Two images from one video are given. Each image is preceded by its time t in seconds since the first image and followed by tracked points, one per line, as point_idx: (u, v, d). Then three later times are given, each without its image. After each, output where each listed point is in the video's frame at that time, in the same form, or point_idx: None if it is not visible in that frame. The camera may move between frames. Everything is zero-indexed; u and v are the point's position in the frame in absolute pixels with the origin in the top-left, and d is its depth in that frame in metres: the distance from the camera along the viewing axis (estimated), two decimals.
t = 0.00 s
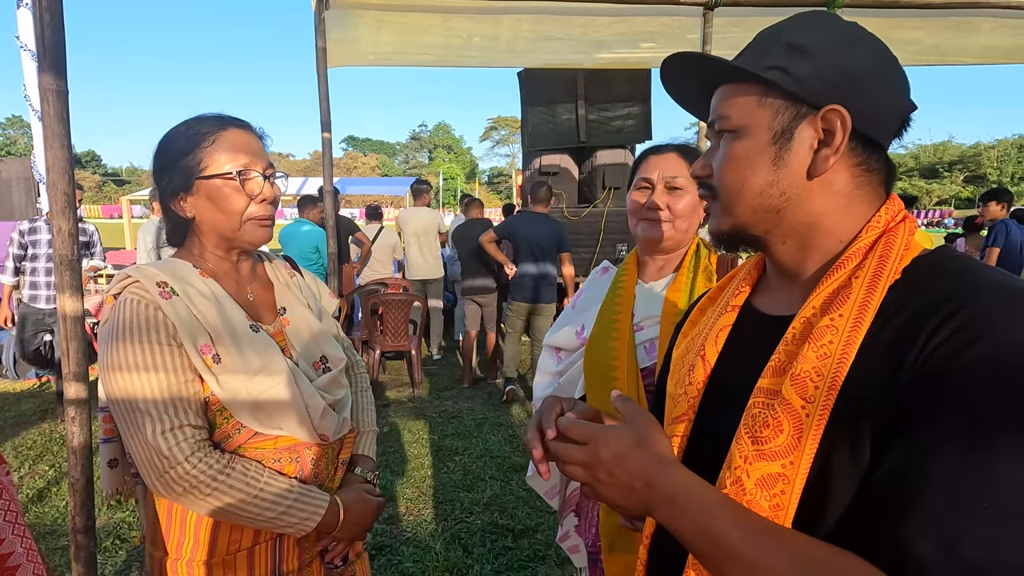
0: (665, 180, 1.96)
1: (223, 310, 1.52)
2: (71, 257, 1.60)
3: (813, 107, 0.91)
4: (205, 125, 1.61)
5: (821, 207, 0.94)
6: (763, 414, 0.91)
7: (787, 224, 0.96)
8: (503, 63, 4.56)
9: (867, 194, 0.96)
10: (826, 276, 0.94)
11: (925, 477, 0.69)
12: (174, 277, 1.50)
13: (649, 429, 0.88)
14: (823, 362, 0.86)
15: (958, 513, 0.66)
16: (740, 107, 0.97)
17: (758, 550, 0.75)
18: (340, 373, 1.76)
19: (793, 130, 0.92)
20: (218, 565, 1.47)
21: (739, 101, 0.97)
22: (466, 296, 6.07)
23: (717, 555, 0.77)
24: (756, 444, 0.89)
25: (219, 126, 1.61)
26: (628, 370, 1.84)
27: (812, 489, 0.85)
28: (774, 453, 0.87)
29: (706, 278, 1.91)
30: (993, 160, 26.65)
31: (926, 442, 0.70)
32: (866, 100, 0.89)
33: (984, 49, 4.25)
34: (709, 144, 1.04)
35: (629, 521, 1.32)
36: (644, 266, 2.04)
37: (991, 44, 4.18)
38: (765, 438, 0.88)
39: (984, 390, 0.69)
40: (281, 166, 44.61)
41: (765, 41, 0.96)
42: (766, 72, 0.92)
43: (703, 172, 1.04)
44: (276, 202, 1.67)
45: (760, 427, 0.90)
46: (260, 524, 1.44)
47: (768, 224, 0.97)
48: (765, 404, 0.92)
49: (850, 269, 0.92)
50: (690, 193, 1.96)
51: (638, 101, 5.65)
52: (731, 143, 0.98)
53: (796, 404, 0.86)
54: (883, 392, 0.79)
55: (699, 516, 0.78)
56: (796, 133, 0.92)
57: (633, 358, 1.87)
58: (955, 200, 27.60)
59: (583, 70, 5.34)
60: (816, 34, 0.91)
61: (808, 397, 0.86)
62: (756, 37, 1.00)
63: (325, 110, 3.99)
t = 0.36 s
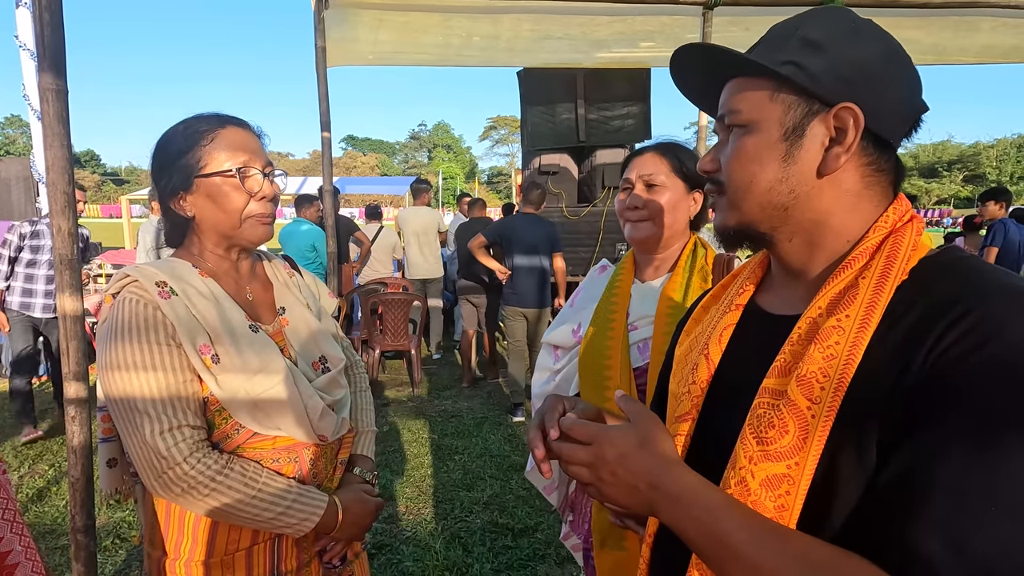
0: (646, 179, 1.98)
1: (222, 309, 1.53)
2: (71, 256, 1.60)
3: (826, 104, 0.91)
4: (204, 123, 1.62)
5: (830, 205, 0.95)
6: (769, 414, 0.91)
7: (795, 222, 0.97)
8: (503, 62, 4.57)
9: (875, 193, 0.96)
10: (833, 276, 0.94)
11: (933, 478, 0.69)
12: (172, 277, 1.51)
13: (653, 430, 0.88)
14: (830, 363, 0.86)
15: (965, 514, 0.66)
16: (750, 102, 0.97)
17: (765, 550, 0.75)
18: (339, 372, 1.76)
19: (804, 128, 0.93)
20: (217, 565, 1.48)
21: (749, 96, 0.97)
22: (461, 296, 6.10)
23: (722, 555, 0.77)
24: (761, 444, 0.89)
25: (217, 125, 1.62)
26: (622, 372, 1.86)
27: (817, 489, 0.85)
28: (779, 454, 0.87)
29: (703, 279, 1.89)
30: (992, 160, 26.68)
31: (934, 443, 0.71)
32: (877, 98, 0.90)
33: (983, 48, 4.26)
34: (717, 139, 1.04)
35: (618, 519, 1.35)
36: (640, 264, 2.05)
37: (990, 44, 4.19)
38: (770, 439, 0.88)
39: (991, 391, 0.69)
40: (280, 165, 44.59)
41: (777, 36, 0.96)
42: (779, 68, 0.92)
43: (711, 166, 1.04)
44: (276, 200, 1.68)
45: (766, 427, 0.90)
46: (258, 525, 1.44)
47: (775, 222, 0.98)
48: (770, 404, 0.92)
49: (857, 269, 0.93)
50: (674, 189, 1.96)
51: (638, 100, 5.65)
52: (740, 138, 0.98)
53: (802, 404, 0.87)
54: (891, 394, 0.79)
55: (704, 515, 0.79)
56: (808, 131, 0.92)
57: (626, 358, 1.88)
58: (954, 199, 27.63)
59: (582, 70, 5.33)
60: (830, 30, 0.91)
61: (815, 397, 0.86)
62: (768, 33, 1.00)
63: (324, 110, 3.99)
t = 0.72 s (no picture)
0: (634, 182, 1.99)
1: (218, 310, 1.53)
2: (72, 256, 1.60)
3: (828, 107, 0.92)
4: (200, 124, 1.62)
5: (833, 208, 0.95)
6: (771, 416, 0.91)
7: (799, 225, 0.98)
8: (502, 62, 4.57)
9: (878, 196, 0.97)
10: (836, 279, 0.95)
11: (937, 481, 0.70)
12: (169, 278, 1.51)
13: (657, 431, 0.89)
14: (833, 365, 0.87)
15: (968, 517, 0.67)
16: (752, 105, 0.98)
17: (768, 552, 0.76)
18: (337, 373, 1.77)
19: (807, 130, 0.93)
20: (213, 566, 1.48)
21: (751, 100, 0.98)
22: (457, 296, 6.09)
23: (725, 558, 0.78)
24: (764, 446, 0.90)
25: (213, 125, 1.62)
26: (613, 371, 1.87)
27: (820, 491, 0.86)
28: (782, 457, 0.88)
29: (697, 279, 1.89)
30: (991, 160, 26.71)
31: (941, 445, 0.71)
32: (879, 100, 0.90)
33: (982, 49, 4.28)
34: (719, 142, 1.04)
35: (606, 516, 1.36)
36: (636, 265, 2.06)
37: (989, 44, 4.20)
38: (773, 441, 0.89)
39: (994, 394, 0.70)
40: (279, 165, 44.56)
41: (778, 38, 0.97)
42: (782, 70, 0.93)
43: (713, 169, 1.04)
44: (273, 201, 1.68)
45: (768, 429, 0.90)
46: (255, 527, 1.45)
47: (778, 225, 0.98)
48: (773, 406, 0.92)
49: (859, 271, 0.93)
50: (663, 189, 1.96)
51: (637, 100, 5.65)
52: (742, 142, 0.99)
53: (805, 406, 0.87)
54: (896, 397, 0.80)
55: (707, 517, 0.79)
56: (810, 134, 0.93)
57: (618, 358, 1.89)
58: (954, 199, 27.66)
59: (582, 69, 5.32)
60: (831, 33, 0.92)
61: (817, 400, 0.87)
62: (767, 34, 1.00)
63: (324, 110, 4.00)
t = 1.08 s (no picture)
0: (640, 180, 1.99)
1: (211, 310, 1.53)
2: (71, 256, 1.60)
3: (831, 106, 0.91)
4: (191, 123, 1.62)
5: (836, 208, 0.95)
6: (772, 416, 0.91)
7: (804, 225, 0.97)
8: (501, 61, 4.57)
9: (881, 195, 0.97)
10: (837, 279, 0.95)
11: (937, 481, 0.70)
12: (162, 279, 1.51)
13: (657, 430, 0.89)
14: (834, 365, 0.86)
15: (969, 517, 0.67)
16: (754, 105, 0.97)
17: (771, 553, 0.76)
18: (333, 373, 1.76)
19: (810, 130, 0.93)
20: (208, 566, 1.48)
21: (754, 99, 0.98)
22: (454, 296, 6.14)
23: (728, 559, 0.77)
24: (764, 446, 0.90)
25: (204, 125, 1.62)
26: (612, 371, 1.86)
27: (820, 492, 0.85)
28: (783, 456, 0.87)
29: (693, 278, 1.89)
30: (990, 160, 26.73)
31: (942, 445, 0.71)
32: (882, 99, 0.90)
33: (981, 48, 4.29)
34: (721, 143, 1.04)
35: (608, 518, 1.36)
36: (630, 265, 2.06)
37: (988, 44, 4.21)
38: (773, 441, 0.89)
39: (994, 394, 0.70)
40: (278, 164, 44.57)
41: (778, 37, 0.97)
42: (784, 70, 0.93)
43: (715, 170, 1.04)
44: (265, 200, 1.68)
45: (769, 429, 0.90)
46: (250, 527, 1.44)
47: (783, 225, 0.98)
48: (774, 406, 0.92)
49: (860, 272, 0.93)
50: (668, 189, 1.97)
51: (637, 100, 5.63)
52: (745, 142, 0.99)
53: (806, 406, 0.87)
54: (897, 398, 0.79)
55: (708, 517, 0.79)
56: (814, 133, 0.93)
57: (617, 359, 1.88)
58: (953, 199, 27.68)
59: (581, 69, 5.30)
60: (832, 32, 0.92)
61: (818, 400, 0.86)
62: (767, 33, 1.00)
63: (324, 109, 3.99)
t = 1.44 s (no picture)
0: (648, 183, 1.98)
1: (206, 311, 1.53)
2: (68, 257, 1.60)
3: (833, 107, 0.91)
4: (183, 124, 1.61)
5: (836, 209, 0.96)
6: (770, 415, 0.91)
7: (805, 225, 0.97)
8: (499, 61, 4.57)
9: (879, 195, 0.97)
10: (833, 281, 0.95)
11: (935, 482, 0.70)
12: (157, 280, 1.51)
13: (655, 429, 0.89)
14: (832, 365, 0.87)
15: (967, 517, 0.67)
16: (755, 107, 0.97)
17: (770, 552, 0.76)
18: (328, 373, 1.76)
19: (814, 131, 0.93)
20: (202, 567, 1.47)
21: (754, 100, 0.97)
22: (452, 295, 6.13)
23: (727, 559, 0.77)
24: (761, 445, 0.90)
25: (197, 127, 1.61)
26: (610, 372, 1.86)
27: (817, 491, 0.86)
28: (780, 456, 0.87)
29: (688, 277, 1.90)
30: (987, 159, 26.81)
31: (941, 444, 0.71)
32: (883, 98, 0.90)
33: (977, 49, 4.30)
34: (721, 145, 1.03)
35: (614, 523, 1.35)
36: (624, 266, 2.06)
37: (984, 44, 4.23)
38: (770, 440, 0.89)
39: (992, 394, 0.70)
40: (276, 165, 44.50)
41: (777, 38, 0.97)
42: (785, 71, 0.92)
43: (717, 172, 1.01)
44: (260, 200, 1.68)
45: (766, 428, 0.90)
46: (245, 529, 1.44)
47: (785, 227, 0.98)
48: (771, 406, 0.92)
49: (857, 273, 0.93)
50: (673, 194, 1.98)
51: (634, 100, 5.65)
52: (748, 145, 0.98)
53: (803, 406, 0.87)
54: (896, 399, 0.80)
55: (707, 517, 0.79)
56: (817, 134, 0.93)
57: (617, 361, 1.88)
58: (949, 199, 27.75)
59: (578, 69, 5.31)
60: (831, 33, 0.92)
61: (816, 399, 0.86)
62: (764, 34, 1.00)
63: (322, 109, 3.99)
